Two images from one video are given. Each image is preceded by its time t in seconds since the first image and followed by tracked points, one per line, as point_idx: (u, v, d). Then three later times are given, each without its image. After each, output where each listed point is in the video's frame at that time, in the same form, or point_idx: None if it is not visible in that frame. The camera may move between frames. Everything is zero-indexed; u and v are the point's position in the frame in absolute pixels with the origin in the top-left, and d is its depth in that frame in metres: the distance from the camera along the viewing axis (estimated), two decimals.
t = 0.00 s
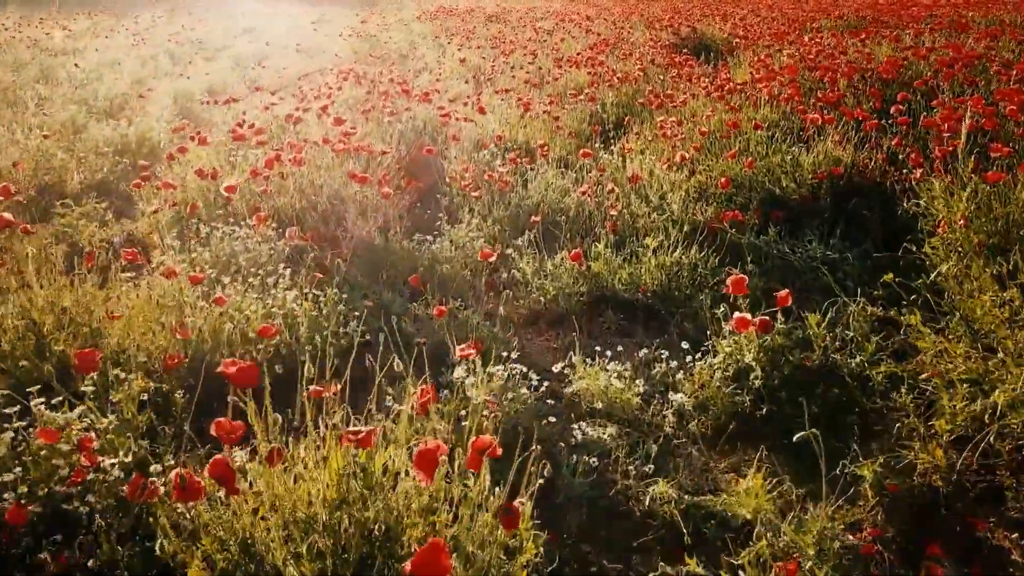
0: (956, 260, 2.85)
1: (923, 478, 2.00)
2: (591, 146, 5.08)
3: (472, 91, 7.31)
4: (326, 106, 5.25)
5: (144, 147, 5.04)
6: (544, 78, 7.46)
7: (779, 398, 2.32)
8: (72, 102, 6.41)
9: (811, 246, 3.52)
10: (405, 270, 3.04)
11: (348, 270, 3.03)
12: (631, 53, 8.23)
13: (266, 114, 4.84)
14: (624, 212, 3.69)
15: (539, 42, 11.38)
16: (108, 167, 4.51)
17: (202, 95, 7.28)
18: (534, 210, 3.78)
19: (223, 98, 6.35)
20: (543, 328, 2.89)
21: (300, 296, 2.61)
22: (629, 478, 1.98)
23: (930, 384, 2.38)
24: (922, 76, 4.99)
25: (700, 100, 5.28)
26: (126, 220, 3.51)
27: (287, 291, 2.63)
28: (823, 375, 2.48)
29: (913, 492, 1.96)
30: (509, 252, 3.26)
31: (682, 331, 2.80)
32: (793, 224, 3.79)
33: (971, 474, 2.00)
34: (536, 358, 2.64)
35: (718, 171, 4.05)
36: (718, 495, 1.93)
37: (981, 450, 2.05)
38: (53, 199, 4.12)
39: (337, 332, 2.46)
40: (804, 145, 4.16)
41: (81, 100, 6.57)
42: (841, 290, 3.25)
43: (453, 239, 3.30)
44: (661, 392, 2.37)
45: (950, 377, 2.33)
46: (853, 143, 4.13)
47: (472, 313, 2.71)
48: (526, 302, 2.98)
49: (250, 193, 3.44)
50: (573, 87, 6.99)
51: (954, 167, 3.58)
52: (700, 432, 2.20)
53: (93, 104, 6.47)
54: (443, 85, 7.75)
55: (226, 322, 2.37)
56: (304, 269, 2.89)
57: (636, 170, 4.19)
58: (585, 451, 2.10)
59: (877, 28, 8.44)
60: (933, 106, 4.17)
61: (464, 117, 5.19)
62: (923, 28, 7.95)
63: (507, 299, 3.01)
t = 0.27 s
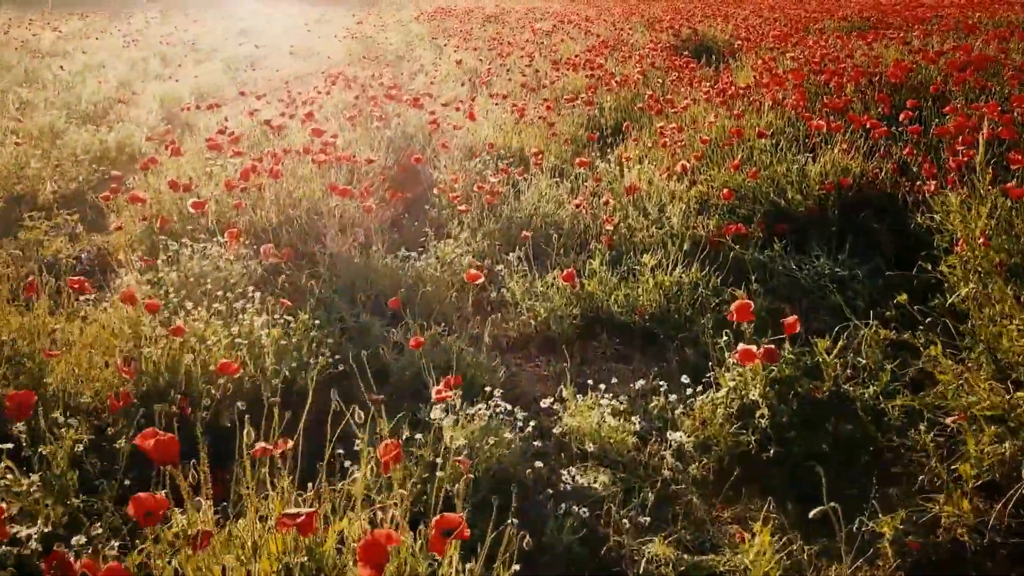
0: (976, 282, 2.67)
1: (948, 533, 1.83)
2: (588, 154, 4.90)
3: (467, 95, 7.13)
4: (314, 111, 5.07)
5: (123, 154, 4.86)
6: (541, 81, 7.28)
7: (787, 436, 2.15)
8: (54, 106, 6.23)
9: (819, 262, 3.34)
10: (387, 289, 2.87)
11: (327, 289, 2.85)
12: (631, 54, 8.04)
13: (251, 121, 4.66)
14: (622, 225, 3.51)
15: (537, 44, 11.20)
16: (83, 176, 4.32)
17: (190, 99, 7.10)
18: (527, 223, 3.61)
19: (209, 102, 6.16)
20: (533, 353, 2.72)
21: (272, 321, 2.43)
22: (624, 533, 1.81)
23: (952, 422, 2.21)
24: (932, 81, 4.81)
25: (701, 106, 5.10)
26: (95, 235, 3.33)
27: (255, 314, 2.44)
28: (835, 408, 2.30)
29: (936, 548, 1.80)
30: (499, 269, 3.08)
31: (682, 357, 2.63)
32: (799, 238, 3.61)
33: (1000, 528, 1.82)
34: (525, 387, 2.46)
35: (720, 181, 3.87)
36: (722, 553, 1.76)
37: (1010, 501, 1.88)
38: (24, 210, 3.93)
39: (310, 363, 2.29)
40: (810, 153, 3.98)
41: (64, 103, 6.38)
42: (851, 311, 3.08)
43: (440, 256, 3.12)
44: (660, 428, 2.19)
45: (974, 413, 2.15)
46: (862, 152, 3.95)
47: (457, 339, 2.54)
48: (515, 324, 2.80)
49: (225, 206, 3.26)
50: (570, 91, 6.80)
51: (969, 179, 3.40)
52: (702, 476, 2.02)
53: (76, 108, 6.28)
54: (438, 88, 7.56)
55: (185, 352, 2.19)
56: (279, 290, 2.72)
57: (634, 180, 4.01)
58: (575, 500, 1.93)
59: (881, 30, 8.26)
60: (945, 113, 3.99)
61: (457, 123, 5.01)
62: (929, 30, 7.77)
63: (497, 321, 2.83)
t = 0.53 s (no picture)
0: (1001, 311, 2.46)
1: None
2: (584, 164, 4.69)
3: (460, 100, 6.91)
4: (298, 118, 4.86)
5: (95, 161, 4.63)
6: (536, 84, 7.06)
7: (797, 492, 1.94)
8: (31, 111, 6.01)
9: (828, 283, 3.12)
10: (362, 317, 2.66)
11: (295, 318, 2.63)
12: (629, 57, 7.82)
13: (230, 129, 4.45)
14: (616, 244, 3.30)
15: (535, 46, 10.98)
16: (51, 187, 4.10)
17: (175, 103, 6.88)
18: (515, 239, 3.40)
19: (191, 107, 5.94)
20: (520, 386, 2.51)
21: (231, 357, 2.23)
22: None
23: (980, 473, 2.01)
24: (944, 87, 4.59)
25: (701, 112, 4.88)
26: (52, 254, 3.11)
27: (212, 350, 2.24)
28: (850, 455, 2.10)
29: None
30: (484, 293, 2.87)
31: (680, 393, 2.42)
32: (807, 255, 3.39)
33: None
34: (508, 429, 2.25)
35: (721, 195, 3.65)
36: None
37: None
38: None
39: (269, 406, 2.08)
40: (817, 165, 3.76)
41: (41, 108, 6.15)
42: (863, 338, 2.88)
43: (420, 278, 2.91)
44: (656, 482, 1.98)
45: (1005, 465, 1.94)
46: (872, 163, 3.74)
47: (435, 374, 2.33)
48: (500, 354, 2.59)
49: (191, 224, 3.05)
50: (566, 95, 6.59)
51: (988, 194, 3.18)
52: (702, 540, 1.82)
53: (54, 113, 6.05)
54: (430, 92, 7.34)
55: (125, 395, 1.98)
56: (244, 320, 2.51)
57: (630, 193, 3.80)
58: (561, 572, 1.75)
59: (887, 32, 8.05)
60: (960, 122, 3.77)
61: (446, 131, 4.80)
62: (936, 32, 7.55)
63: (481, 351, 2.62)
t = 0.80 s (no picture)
0: None
1: None
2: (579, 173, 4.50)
3: (454, 105, 6.73)
4: (282, 124, 4.68)
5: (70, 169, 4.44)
6: (533, 87, 6.88)
7: (808, 551, 1.76)
8: (11, 117, 5.84)
9: (837, 304, 2.94)
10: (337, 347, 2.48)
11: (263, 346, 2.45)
12: (629, 59, 7.63)
13: (210, 137, 4.27)
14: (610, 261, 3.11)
15: (533, 47, 10.80)
16: (20, 199, 3.92)
17: (161, 107, 6.71)
18: (504, 255, 3.21)
19: (176, 111, 5.76)
20: (504, 419, 2.32)
21: (187, 395, 2.05)
22: None
23: (1013, 526, 1.81)
24: (956, 93, 4.40)
25: (702, 118, 4.70)
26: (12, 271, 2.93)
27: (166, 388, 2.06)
28: (866, 505, 1.91)
29: None
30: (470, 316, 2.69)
31: (679, 429, 2.23)
32: (814, 272, 3.20)
33: None
34: (492, 472, 2.07)
35: (722, 208, 3.47)
36: None
37: None
38: None
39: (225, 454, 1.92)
40: (824, 176, 3.58)
41: (22, 112, 5.97)
42: (874, 363, 2.69)
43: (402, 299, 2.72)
44: (651, 538, 1.81)
45: None
46: (882, 173, 3.55)
47: (412, 411, 2.15)
48: (485, 384, 2.40)
49: (158, 242, 2.86)
50: (563, 100, 6.40)
51: (1008, 210, 3.00)
52: None
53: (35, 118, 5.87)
54: (424, 97, 7.16)
55: (63, 451, 1.84)
56: (207, 349, 2.33)
57: (627, 205, 3.62)
58: None
59: (893, 33, 7.86)
60: (975, 130, 3.58)
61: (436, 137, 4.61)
62: (945, 32, 7.36)
63: (465, 381, 2.44)
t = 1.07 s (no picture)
0: None
1: None
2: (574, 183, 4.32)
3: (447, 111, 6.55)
4: (265, 131, 4.50)
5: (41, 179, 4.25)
6: (529, 91, 6.70)
7: None
8: None
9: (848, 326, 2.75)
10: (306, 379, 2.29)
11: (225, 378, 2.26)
12: (627, 62, 7.44)
13: (188, 146, 4.10)
14: (605, 280, 2.93)
15: (531, 49, 10.62)
16: None
17: (145, 111, 6.53)
18: (492, 273, 3.03)
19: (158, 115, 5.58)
20: (487, 459, 2.12)
21: (132, 440, 1.86)
22: None
23: None
24: (967, 98, 4.22)
25: (702, 125, 4.52)
26: None
27: (100, 434, 1.86)
28: (883, 566, 1.72)
29: None
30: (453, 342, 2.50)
31: (676, 473, 2.04)
32: (821, 292, 3.01)
33: None
34: (470, 524, 1.89)
35: (724, 222, 3.29)
36: None
37: None
38: None
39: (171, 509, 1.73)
40: (831, 188, 3.39)
41: None
42: (888, 392, 2.50)
43: (380, 323, 2.54)
44: None
45: None
46: (893, 185, 3.36)
47: (384, 455, 1.96)
48: (465, 420, 2.22)
49: (118, 261, 2.67)
50: (559, 104, 6.21)
51: None
52: None
53: (13, 124, 5.68)
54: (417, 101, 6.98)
55: None
56: (161, 383, 2.14)
57: (623, 218, 3.44)
58: None
59: (899, 35, 7.68)
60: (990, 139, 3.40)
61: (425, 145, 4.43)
62: (951, 34, 7.18)
63: (445, 416, 2.25)
